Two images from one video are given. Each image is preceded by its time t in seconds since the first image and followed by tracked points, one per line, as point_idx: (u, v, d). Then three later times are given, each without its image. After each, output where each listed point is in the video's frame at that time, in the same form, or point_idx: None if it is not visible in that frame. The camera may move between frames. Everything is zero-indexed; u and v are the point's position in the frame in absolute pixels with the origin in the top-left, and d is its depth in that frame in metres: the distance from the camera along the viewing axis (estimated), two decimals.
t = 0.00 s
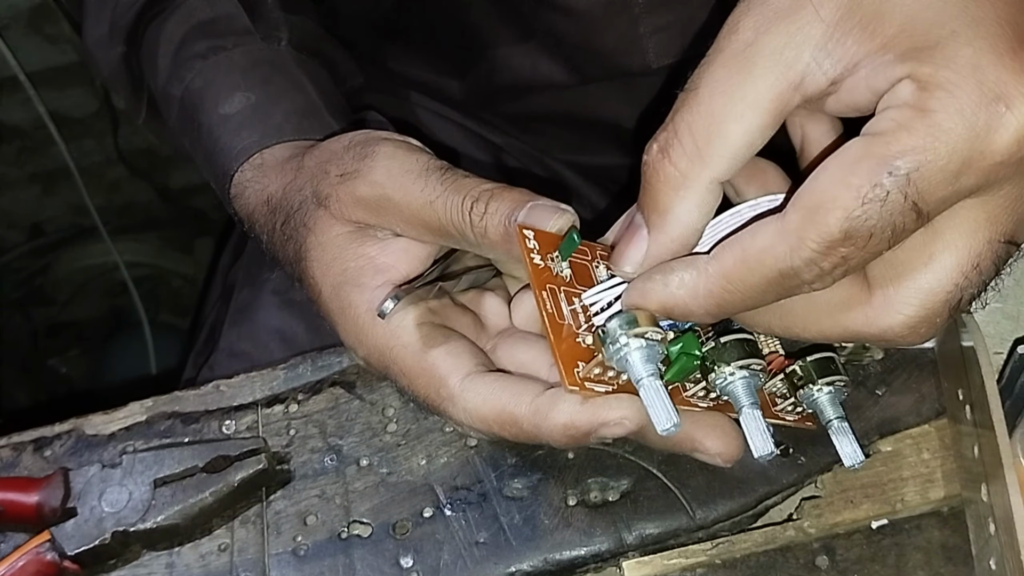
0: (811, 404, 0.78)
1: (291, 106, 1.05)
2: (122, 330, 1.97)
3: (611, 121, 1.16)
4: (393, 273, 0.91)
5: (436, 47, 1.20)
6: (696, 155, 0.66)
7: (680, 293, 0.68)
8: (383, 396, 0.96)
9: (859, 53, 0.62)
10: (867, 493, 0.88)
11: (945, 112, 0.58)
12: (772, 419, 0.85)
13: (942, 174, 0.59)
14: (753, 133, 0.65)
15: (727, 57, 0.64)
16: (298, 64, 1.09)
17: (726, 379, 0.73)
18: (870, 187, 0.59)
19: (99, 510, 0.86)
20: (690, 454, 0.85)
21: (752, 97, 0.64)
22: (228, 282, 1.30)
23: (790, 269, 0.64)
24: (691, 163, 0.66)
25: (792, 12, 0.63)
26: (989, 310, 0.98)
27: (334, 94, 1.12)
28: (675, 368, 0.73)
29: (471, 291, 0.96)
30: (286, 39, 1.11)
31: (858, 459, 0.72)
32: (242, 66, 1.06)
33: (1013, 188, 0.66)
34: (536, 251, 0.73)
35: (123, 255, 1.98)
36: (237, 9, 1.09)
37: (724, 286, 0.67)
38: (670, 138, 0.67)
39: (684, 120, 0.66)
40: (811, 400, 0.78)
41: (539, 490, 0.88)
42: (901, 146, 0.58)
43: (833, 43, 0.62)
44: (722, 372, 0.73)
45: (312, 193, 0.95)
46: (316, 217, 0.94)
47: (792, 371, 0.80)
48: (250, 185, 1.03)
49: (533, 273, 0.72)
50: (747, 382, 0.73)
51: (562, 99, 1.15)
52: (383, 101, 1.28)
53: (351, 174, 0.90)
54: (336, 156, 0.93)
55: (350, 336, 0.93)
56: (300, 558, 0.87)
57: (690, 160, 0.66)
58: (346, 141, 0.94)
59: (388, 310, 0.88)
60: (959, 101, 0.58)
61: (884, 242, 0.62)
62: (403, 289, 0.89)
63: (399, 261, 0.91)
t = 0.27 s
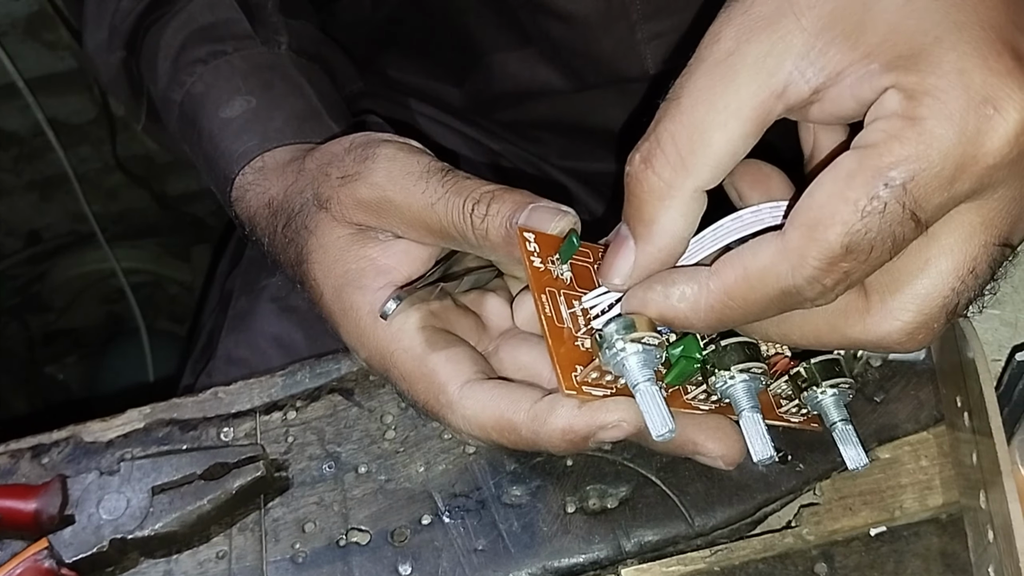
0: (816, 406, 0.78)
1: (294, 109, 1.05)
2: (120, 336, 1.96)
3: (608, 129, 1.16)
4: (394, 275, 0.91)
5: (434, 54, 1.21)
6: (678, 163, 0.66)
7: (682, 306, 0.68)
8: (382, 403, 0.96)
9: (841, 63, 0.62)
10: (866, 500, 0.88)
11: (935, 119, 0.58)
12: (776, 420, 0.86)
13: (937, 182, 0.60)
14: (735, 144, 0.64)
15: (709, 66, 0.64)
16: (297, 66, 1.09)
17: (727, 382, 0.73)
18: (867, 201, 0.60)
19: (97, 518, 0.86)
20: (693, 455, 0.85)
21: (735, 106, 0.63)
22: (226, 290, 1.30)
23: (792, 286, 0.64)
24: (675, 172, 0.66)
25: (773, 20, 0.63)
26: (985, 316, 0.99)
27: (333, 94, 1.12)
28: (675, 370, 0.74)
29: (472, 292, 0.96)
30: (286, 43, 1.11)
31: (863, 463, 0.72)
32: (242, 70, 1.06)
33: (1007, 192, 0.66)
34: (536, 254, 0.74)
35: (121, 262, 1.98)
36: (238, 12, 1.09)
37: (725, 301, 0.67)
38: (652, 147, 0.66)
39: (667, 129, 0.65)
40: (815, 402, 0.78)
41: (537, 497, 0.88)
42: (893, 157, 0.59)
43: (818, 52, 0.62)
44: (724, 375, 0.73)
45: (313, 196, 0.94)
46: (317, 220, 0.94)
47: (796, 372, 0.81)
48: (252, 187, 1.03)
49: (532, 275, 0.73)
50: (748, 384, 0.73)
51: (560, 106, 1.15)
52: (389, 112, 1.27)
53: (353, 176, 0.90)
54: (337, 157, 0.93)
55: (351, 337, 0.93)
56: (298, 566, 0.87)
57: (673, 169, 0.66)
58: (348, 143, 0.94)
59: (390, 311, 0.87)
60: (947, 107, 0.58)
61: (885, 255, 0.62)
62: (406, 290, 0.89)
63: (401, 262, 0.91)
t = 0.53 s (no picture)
0: (823, 399, 0.79)
1: (294, 105, 1.05)
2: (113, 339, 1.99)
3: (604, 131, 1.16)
4: (393, 269, 0.91)
5: (431, 55, 1.20)
6: (669, 163, 0.65)
7: (682, 313, 0.68)
8: (377, 405, 0.95)
9: (835, 66, 0.61)
10: (862, 503, 0.88)
11: (932, 125, 0.58)
12: (783, 415, 0.84)
13: (937, 188, 0.60)
14: (727, 142, 0.64)
15: (698, 65, 0.64)
16: (297, 65, 1.08)
17: (726, 377, 0.73)
18: (868, 211, 0.59)
19: (90, 521, 0.85)
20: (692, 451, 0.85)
21: (724, 104, 0.63)
22: (221, 292, 1.30)
23: (795, 298, 0.64)
24: (665, 171, 0.65)
25: (764, 20, 0.62)
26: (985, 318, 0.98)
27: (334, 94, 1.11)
28: (673, 364, 0.74)
29: (474, 285, 0.96)
30: (285, 40, 1.11)
31: (869, 456, 0.71)
32: (242, 68, 1.05)
33: (1007, 196, 0.66)
34: (530, 250, 0.73)
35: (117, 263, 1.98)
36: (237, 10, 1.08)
37: (726, 311, 0.67)
38: (641, 147, 0.66)
39: (656, 129, 0.65)
40: (823, 396, 0.78)
41: (533, 500, 0.88)
42: (891, 165, 0.59)
43: (808, 53, 0.62)
44: (722, 370, 0.73)
45: (312, 192, 0.94)
46: (316, 216, 0.94)
47: (803, 366, 0.80)
48: (253, 184, 1.02)
49: (526, 271, 0.72)
50: (747, 379, 0.73)
51: (558, 107, 1.15)
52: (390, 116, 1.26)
53: (350, 173, 0.90)
54: (335, 152, 0.93)
55: (351, 331, 0.93)
56: (292, 569, 0.86)
57: (663, 169, 0.65)
58: (346, 138, 0.94)
59: (388, 303, 0.87)
60: (944, 112, 0.58)
61: (889, 262, 0.62)
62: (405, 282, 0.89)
63: (402, 257, 0.91)
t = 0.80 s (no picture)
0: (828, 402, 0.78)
1: (298, 105, 1.05)
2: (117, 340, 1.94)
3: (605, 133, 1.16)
4: (401, 269, 0.91)
5: (433, 56, 1.20)
6: (671, 162, 0.65)
7: (690, 313, 0.68)
8: (377, 407, 0.95)
9: (842, 67, 0.62)
10: (862, 504, 0.88)
11: (939, 129, 0.58)
12: (787, 416, 0.84)
13: (945, 191, 0.60)
14: (730, 142, 0.64)
15: (703, 64, 0.64)
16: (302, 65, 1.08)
17: (734, 377, 0.74)
18: (877, 214, 0.59)
19: (90, 523, 0.85)
20: (699, 452, 0.85)
21: (728, 103, 0.63)
22: (221, 294, 1.30)
23: (803, 301, 0.64)
24: (667, 170, 0.65)
25: (769, 21, 0.63)
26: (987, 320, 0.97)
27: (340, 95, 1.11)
28: (681, 364, 0.74)
29: (481, 284, 0.95)
30: (290, 41, 1.10)
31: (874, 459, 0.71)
32: (248, 68, 1.05)
33: (1016, 199, 0.66)
34: (539, 248, 0.73)
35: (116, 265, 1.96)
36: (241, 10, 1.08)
37: (734, 312, 0.67)
38: (644, 146, 0.66)
39: (660, 127, 0.65)
40: (827, 398, 0.78)
41: (533, 501, 0.88)
42: (900, 168, 0.59)
43: (814, 54, 0.62)
44: (730, 370, 0.75)
45: (320, 190, 0.95)
46: (323, 214, 0.94)
47: (810, 367, 0.80)
48: (260, 182, 1.02)
49: (535, 270, 0.73)
50: (755, 380, 0.74)
51: (560, 108, 1.15)
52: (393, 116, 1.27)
53: (359, 172, 0.90)
54: (343, 153, 0.94)
55: (356, 328, 0.93)
56: (292, 571, 0.86)
57: (665, 167, 0.65)
58: (355, 138, 0.94)
59: (396, 304, 0.87)
60: (953, 115, 0.58)
61: (897, 265, 0.62)
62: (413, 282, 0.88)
63: (410, 256, 0.91)
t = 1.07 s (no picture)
0: (834, 390, 0.79)
1: (298, 103, 1.04)
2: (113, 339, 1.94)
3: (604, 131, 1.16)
4: (401, 265, 0.91)
5: (431, 54, 1.20)
6: (673, 157, 0.65)
7: (692, 309, 0.67)
8: (374, 406, 0.95)
9: (847, 63, 0.61)
10: (862, 503, 0.87)
11: (944, 128, 0.59)
12: (793, 407, 0.82)
13: (951, 191, 0.60)
14: (731, 137, 0.64)
15: (706, 59, 0.64)
16: (301, 61, 1.09)
17: (734, 370, 0.74)
18: (883, 213, 0.60)
19: (86, 522, 0.85)
20: (701, 444, 0.84)
21: (731, 98, 0.63)
22: (218, 293, 1.29)
23: (806, 300, 0.64)
24: (669, 164, 0.65)
25: (773, 17, 0.62)
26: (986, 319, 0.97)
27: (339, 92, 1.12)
28: (680, 356, 0.73)
29: (481, 279, 0.94)
30: (288, 36, 1.10)
31: (880, 448, 0.72)
32: (246, 66, 1.05)
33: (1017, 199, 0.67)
34: (535, 245, 0.74)
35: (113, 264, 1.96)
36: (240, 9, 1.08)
37: (735, 310, 0.67)
38: (645, 140, 0.66)
39: (662, 121, 0.65)
40: (833, 386, 0.78)
41: (532, 500, 0.88)
42: (905, 168, 0.59)
43: (818, 51, 0.62)
44: (729, 362, 0.74)
45: (318, 189, 0.94)
46: (322, 213, 0.94)
47: (813, 357, 0.80)
48: (259, 181, 1.02)
49: (530, 267, 0.73)
50: (755, 371, 0.73)
51: (560, 107, 1.15)
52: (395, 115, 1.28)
53: (356, 170, 0.90)
54: (341, 150, 0.93)
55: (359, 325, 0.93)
56: (290, 570, 0.86)
57: (667, 162, 0.65)
58: (351, 135, 0.94)
59: (394, 300, 0.87)
60: (957, 116, 0.59)
61: (900, 264, 0.62)
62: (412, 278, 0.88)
63: (408, 252, 0.91)
